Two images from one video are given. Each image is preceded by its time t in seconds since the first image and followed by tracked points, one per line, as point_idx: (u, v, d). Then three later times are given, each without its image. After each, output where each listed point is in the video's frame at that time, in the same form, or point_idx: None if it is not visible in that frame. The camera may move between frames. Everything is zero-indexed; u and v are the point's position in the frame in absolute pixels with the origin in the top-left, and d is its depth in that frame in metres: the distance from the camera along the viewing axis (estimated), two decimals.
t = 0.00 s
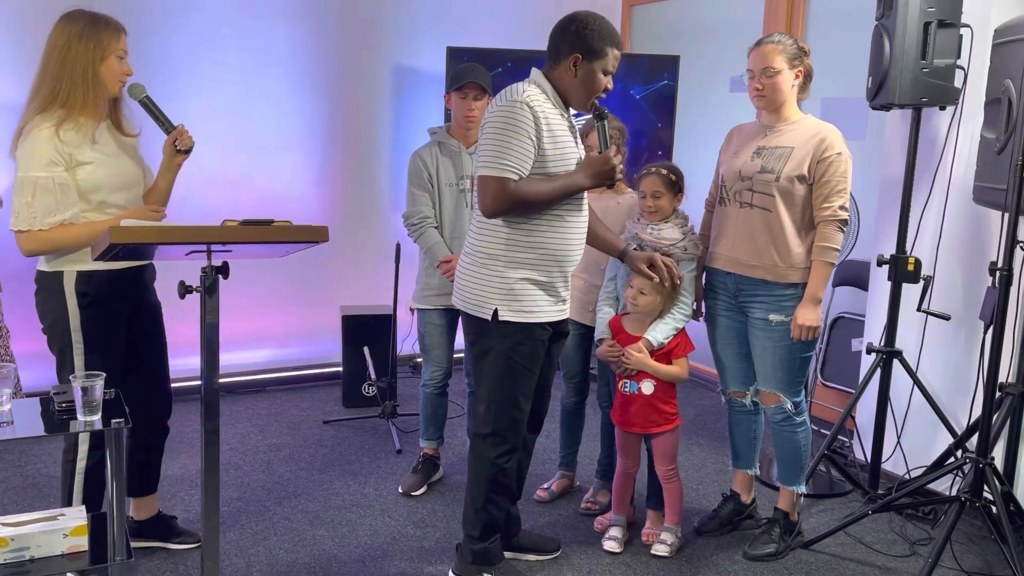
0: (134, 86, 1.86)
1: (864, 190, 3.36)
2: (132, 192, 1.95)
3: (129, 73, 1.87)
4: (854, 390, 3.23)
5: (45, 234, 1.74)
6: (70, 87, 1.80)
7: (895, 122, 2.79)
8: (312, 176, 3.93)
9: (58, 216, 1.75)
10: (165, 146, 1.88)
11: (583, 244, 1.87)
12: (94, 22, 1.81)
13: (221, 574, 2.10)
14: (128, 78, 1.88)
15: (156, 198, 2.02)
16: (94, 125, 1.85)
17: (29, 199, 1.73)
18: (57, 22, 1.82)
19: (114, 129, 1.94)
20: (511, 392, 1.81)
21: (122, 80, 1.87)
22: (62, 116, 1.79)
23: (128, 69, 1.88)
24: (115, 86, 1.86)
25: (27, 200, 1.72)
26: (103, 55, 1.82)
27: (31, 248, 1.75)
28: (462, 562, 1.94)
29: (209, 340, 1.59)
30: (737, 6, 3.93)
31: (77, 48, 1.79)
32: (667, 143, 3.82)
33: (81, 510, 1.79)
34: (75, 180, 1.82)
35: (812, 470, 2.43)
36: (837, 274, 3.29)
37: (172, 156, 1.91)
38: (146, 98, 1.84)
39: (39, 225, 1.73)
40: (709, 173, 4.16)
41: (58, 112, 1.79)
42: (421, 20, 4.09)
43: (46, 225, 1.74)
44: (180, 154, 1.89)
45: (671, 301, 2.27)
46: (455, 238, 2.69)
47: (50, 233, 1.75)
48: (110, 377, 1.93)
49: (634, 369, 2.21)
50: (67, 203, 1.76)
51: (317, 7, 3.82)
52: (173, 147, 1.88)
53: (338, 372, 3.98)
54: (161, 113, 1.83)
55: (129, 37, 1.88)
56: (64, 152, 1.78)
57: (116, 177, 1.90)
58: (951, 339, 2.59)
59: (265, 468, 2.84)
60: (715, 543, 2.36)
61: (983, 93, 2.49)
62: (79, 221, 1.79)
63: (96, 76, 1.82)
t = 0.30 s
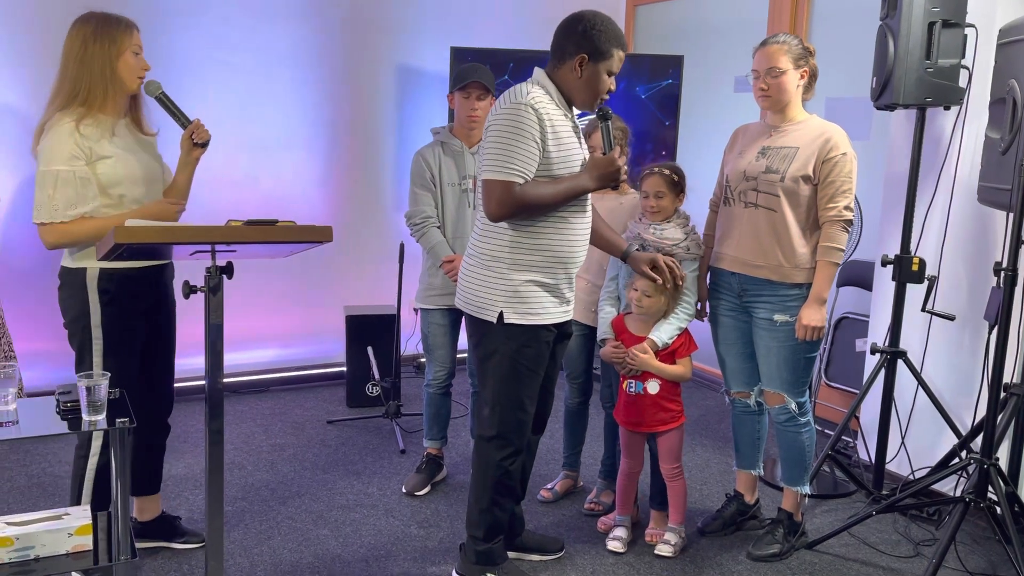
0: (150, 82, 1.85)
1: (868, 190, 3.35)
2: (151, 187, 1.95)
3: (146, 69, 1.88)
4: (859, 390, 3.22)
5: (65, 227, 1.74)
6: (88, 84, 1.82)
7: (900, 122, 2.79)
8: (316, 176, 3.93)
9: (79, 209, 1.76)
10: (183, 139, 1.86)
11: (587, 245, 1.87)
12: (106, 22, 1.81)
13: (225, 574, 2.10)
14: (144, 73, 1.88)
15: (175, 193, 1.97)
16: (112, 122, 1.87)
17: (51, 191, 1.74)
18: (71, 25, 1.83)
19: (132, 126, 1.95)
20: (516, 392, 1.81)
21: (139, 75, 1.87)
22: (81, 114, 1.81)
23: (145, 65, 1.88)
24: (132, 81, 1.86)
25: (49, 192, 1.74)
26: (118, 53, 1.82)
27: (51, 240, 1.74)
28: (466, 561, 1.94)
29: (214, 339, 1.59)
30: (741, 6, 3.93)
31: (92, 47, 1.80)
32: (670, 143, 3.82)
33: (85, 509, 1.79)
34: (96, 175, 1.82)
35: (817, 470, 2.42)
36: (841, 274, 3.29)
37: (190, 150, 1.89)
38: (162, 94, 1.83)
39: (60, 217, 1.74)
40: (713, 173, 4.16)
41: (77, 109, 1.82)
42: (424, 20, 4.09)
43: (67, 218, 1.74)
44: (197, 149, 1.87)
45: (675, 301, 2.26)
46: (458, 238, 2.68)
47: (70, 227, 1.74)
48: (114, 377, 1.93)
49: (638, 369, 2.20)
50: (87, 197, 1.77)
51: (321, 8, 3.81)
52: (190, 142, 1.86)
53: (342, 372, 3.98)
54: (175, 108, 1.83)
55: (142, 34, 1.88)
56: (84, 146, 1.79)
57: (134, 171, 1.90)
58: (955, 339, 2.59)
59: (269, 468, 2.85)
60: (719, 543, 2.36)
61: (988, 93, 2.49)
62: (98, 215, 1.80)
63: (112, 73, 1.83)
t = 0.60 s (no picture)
0: (166, 82, 1.85)
1: (872, 191, 3.35)
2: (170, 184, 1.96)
3: (162, 68, 1.88)
4: (862, 391, 3.22)
5: (86, 223, 1.75)
6: (106, 85, 1.83)
7: (904, 122, 2.78)
8: (319, 176, 3.93)
9: (99, 205, 1.77)
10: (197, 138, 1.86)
11: (586, 248, 1.87)
12: (120, 25, 1.82)
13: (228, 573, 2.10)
14: (161, 74, 1.88)
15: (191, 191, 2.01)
16: (132, 121, 1.87)
17: (72, 188, 1.75)
18: (88, 29, 1.84)
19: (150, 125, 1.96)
20: (518, 392, 1.81)
21: (156, 76, 1.87)
22: (100, 113, 1.82)
23: (161, 65, 1.88)
24: (149, 81, 1.86)
25: (70, 188, 1.75)
26: (133, 54, 1.83)
27: (72, 237, 1.76)
28: (469, 562, 1.94)
29: (217, 339, 1.59)
30: (745, 6, 3.92)
31: (108, 50, 1.81)
32: (674, 143, 3.82)
33: (89, 509, 1.79)
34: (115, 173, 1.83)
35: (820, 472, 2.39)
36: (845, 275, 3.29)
37: (205, 148, 1.90)
38: (178, 93, 1.83)
39: (81, 214, 1.75)
40: (716, 173, 4.16)
41: (96, 110, 1.83)
42: (427, 20, 4.09)
43: (87, 213, 1.75)
44: (213, 146, 1.88)
45: (676, 301, 2.26)
46: (460, 238, 2.68)
47: (90, 223, 1.75)
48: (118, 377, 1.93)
49: (640, 369, 2.20)
50: (107, 194, 1.79)
51: (324, 8, 3.82)
52: (205, 140, 1.87)
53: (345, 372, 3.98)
54: (190, 106, 1.83)
55: (157, 35, 1.89)
56: (103, 145, 1.81)
57: (152, 169, 1.90)
58: (959, 340, 2.58)
59: (272, 468, 2.85)
60: (722, 544, 2.35)
61: (992, 93, 2.48)
62: (117, 211, 1.81)
63: (129, 73, 1.83)
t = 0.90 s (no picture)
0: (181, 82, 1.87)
1: (877, 191, 3.35)
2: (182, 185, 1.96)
3: (175, 70, 1.88)
4: (867, 392, 3.22)
5: (95, 223, 1.78)
6: (119, 86, 1.83)
7: (910, 122, 2.77)
8: (323, 177, 3.94)
9: (109, 205, 1.79)
10: (209, 139, 1.87)
11: (586, 252, 1.87)
12: (135, 26, 1.82)
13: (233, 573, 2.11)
14: (173, 75, 1.87)
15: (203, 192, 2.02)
16: (144, 122, 1.88)
17: (81, 189, 1.77)
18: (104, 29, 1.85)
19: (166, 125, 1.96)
20: (521, 394, 1.81)
21: (169, 77, 1.87)
22: (112, 114, 1.83)
23: (174, 66, 1.88)
24: (162, 83, 1.86)
25: (80, 188, 1.77)
26: (146, 55, 1.83)
27: (84, 236, 1.78)
28: (472, 562, 1.94)
29: (222, 339, 1.60)
30: (750, 7, 3.92)
31: (121, 50, 1.81)
32: (678, 143, 3.82)
33: (94, 508, 1.80)
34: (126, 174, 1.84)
35: (824, 472, 2.40)
36: (850, 276, 3.28)
37: (217, 148, 1.91)
38: (192, 93, 1.83)
39: (89, 213, 1.77)
40: (720, 173, 4.15)
41: (109, 111, 1.83)
42: (431, 20, 4.09)
43: (98, 214, 1.78)
44: (224, 147, 1.89)
45: (679, 301, 2.26)
46: (464, 238, 2.69)
47: (100, 222, 1.78)
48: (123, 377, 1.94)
49: (643, 369, 2.19)
50: (117, 194, 1.80)
51: (330, 8, 3.82)
52: (217, 141, 1.87)
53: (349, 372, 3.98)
54: (204, 107, 1.83)
55: (171, 36, 1.88)
56: (113, 145, 1.81)
57: (163, 170, 1.90)
58: (964, 342, 2.57)
59: (276, 467, 2.85)
60: (726, 545, 2.35)
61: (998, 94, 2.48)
62: (128, 211, 1.83)
63: (142, 75, 1.83)
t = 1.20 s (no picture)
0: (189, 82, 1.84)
1: (883, 191, 3.34)
2: (187, 185, 1.96)
3: (184, 71, 1.88)
4: (872, 393, 3.21)
5: (97, 221, 1.76)
6: (127, 87, 1.84)
7: (916, 122, 2.77)
8: (329, 176, 3.94)
9: (110, 203, 1.78)
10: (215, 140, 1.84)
11: (599, 252, 1.87)
12: (145, 26, 1.82)
13: (238, 571, 2.11)
14: (182, 76, 1.88)
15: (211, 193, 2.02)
16: (150, 122, 1.89)
17: (82, 187, 1.76)
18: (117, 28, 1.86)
19: (175, 124, 1.97)
20: (530, 394, 1.81)
21: (177, 78, 1.87)
22: (118, 114, 1.84)
23: (183, 67, 1.88)
24: (169, 84, 1.87)
25: (81, 187, 1.75)
26: (155, 56, 1.83)
27: (85, 234, 1.76)
28: (477, 562, 1.94)
29: (229, 337, 1.60)
30: (756, 6, 3.91)
31: (130, 50, 1.82)
32: (684, 144, 3.82)
33: (101, 506, 1.81)
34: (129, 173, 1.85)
35: (830, 473, 2.40)
36: (856, 276, 3.27)
37: (224, 149, 1.88)
38: (201, 93, 1.82)
39: (90, 212, 1.76)
40: (726, 173, 4.15)
41: (115, 110, 1.85)
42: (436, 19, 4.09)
43: (98, 212, 1.76)
44: (230, 148, 1.86)
45: (686, 301, 2.25)
46: (470, 238, 2.69)
47: (101, 221, 1.76)
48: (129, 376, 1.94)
49: (648, 369, 2.19)
50: (119, 192, 1.80)
51: (336, 9, 3.83)
52: (223, 142, 1.85)
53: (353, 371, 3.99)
54: (212, 109, 1.82)
55: (181, 36, 1.88)
56: (117, 144, 1.82)
57: (168, 169, 1.91)
58: (971, 343, 2.57)
59: (281, 466, 2.86)
60: (732, 545, 2.35)
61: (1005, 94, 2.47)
62: (129, 210, 1.82)
63: (150, 75, 1.84)
